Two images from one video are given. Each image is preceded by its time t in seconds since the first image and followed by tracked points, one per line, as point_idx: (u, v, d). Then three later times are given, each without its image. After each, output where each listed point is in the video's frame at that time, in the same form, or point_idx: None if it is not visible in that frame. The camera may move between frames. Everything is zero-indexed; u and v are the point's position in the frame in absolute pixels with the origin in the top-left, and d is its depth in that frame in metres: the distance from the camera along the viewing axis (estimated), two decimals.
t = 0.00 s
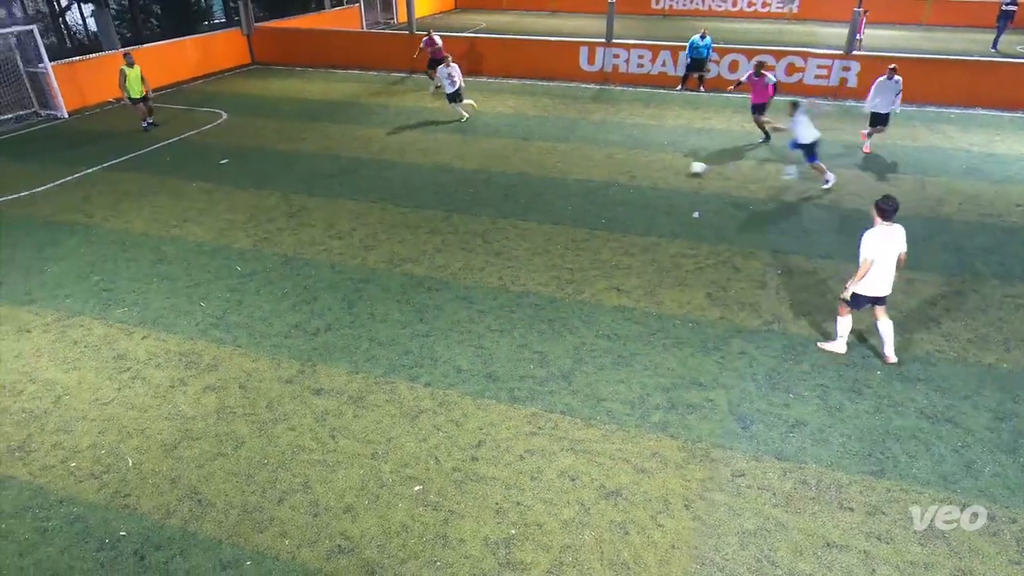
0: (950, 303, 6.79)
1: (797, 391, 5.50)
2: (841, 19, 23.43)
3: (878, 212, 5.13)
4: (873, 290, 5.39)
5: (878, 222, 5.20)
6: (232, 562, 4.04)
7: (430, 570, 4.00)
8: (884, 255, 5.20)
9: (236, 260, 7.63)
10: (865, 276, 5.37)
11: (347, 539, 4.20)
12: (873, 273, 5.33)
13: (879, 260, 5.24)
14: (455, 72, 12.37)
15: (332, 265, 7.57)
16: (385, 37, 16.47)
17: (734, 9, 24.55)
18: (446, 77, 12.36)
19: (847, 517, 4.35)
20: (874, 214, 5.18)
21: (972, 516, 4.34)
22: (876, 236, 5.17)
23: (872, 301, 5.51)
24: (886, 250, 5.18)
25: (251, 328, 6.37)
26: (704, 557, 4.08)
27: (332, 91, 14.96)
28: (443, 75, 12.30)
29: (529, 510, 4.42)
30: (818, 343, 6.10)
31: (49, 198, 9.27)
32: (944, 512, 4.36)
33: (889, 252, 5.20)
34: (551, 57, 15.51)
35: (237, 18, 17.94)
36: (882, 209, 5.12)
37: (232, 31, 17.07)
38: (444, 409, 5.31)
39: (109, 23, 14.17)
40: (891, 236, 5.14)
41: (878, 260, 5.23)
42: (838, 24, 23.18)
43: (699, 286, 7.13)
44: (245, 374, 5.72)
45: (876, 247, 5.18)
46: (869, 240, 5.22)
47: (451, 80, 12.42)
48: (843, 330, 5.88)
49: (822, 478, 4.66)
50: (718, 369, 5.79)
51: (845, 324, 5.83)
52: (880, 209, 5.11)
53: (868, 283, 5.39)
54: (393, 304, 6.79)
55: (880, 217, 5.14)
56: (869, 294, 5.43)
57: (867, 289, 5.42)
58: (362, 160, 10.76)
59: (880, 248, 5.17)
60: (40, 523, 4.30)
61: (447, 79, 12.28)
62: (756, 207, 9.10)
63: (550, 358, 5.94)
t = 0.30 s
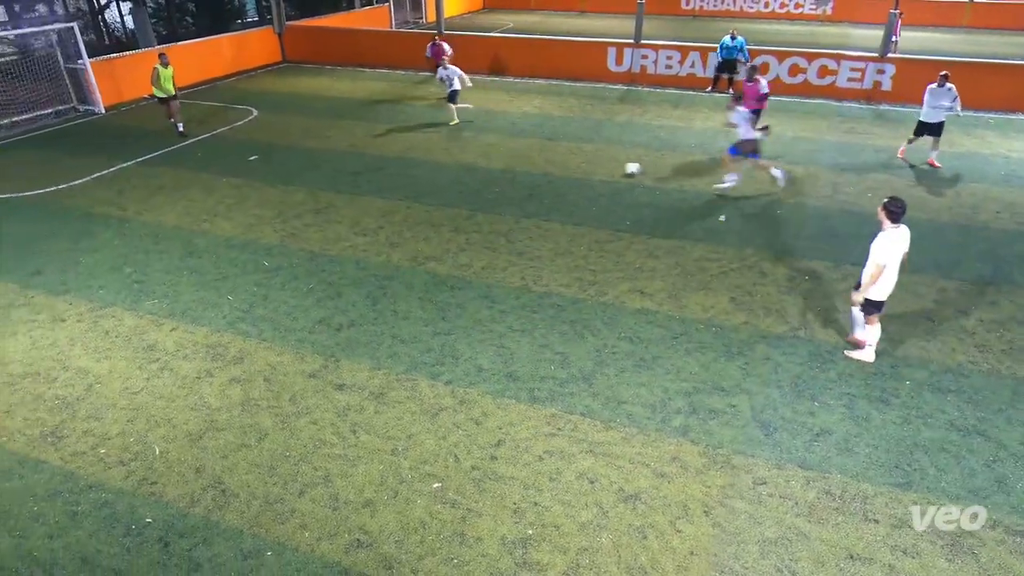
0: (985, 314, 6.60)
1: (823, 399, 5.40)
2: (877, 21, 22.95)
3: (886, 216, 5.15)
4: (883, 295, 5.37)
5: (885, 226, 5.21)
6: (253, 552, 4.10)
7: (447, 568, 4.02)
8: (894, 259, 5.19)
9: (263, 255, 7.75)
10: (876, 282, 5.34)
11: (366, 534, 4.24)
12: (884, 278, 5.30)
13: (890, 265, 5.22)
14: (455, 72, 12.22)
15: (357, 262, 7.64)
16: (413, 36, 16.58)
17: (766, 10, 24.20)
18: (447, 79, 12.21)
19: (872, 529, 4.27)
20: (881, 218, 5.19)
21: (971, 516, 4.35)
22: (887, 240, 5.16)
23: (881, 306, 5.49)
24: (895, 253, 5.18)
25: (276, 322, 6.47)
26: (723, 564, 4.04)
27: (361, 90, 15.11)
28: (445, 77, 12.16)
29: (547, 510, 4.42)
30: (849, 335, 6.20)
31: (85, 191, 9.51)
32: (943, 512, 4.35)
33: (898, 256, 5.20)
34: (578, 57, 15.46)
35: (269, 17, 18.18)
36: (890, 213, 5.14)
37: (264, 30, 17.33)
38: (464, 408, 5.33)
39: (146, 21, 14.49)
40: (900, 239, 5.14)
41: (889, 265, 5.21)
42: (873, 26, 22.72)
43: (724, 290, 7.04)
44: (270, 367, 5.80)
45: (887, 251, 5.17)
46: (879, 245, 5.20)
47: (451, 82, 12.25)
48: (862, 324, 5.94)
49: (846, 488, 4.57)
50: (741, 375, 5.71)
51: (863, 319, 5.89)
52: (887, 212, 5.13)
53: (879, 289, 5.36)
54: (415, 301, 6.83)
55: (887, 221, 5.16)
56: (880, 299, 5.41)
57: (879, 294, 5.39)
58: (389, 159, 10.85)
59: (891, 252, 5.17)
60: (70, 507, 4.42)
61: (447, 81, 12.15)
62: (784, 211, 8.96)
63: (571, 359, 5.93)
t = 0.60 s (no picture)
0: None
1: (857, 411, 5.27)
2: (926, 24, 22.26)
3: (894, 220, 5.17)
4: (889, 299, 5.39)
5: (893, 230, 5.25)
6: (280, 541, 4.18)
7: (469, 565, 4.04)
8: (901, 262, 5.21)
9: (298, 250, 7.89)
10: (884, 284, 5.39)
11: (390, 527, 4.28)
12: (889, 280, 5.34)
13: (895, 269, 5.26)
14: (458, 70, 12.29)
15: (389, 258, 7.73)
16: (450, 36, 16.66)
17: (809, 12, 23.67)
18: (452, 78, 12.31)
19: (905, 547, 4.14)
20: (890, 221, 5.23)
21: (971, 516, 4.35)
22: (892, 243, 5.21)
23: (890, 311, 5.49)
24: (900, 258, 5.20)
25: (309, 316, 6.58)
26: None
27: (398, 88, 15.27)
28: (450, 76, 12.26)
29: (570, 512, 4.40)
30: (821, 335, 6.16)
31: (130, 183, 9.82)
32: (944, 512, 4.35)
33: (902, 261, 5.21)
34: (615, 58, 15.35)
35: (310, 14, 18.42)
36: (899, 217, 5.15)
37: (304, 28, 17.63)
38: (490, 407, 5.34)
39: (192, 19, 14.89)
40: (906, 245, 5.16)
41: (893, 268, 5.25)
42: (922, 29, 22.03)
43: (757, 296, 6.92)
44: (301, 360, 5.91)
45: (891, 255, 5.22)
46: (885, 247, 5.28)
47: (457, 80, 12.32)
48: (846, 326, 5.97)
49: (879, 503, 4.45)
50: (773, 383, 5.60)
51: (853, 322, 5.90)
52: (895, 217, 5.15)
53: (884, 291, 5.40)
54: (445, 299, 6.87)
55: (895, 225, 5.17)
56: (887, 303, 5.43)
57: (885, 297, 5.41)
58: (423, 157, 10.94)
59: (895, 256, 5.21)
60: (108, 488, 4.57)
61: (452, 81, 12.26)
62: (822, 217, 8.76)
63: (599, 361, 5.90)
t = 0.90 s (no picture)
0: None
1: (900, 428, 5.09)
2: (988, 28, 21.35)
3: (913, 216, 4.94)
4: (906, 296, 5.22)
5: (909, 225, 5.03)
6: (311, 528, 4.27)
7: (495, 564, 4.05)
8: (918, 261, 5.03)
9: (338, 244, 8.03)
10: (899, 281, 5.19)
11: (418, 522, 4.32)
12: (905, 278, 5.14)
13: (913, 266, 5.06)
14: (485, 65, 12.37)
15: (426, 255, 7.80)
16: (495, 35, 16.72)
17: (863, 14, 22.96)
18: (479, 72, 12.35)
19: (946, 571, 3.99)
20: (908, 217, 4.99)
21: (971, 517, 4.34)
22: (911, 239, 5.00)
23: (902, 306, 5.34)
24: (919, 256, 5.00)
25: (346, 309, 6.69)
26: None
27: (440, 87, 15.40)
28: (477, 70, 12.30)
29: (598, 516, 4.37)
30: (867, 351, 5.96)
31: (180, 174, 10.15)
32: (944, 512, 4.36)
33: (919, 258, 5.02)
34: (659, 60, 15.17)
35: (357, 13, 18.70)
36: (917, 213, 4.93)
37: (351, 27, 17.94)
38: (522, 406, 5.35)
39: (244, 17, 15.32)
40: (924, 241, 4.96)
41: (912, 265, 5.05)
42: (984, 33, 21.14)
43: (799, 306, 6.75)
44: (337, 352, 6.01)
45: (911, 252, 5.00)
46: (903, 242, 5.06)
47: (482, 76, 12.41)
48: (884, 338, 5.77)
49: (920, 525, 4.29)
50: (812, 396, 5.45)
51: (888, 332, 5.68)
52: (914, 213, 4.92)
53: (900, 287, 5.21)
54: (481, 298, 6.90)
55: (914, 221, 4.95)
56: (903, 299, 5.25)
57: (899, 294, 5.24)
58: (463, 155, 11.01)
59: (914, 253, 5.00)
60: (150, 468, 4.74)
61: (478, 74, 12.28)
62: (870, 227, 8.49)
63: (632, 365, 5.84)
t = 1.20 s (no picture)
0: None
1: (951, 450, 4.88)
2: None
3: (942, 228, 4.93)
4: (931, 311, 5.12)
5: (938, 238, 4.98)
6: (345, 517, 4.35)
7: (524, 564, 4.04)
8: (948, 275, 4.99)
9: (382, 239, 8.15)
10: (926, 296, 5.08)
11: (449, 517, 4.36)
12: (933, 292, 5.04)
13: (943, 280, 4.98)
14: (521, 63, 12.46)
15: (467, 253, 7.85)
16: (543, 35, 16.71)
17: (926, 18, 22.19)
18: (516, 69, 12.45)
19: None
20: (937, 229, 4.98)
21: (971, 516, 4.35)
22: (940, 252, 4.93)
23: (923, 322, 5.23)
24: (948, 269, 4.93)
25: (387, 304, 6.79)
26: None
27: (487, 86, 15.48)
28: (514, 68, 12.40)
29: (630, 523, 4.32)
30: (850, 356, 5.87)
31: (234, 167, 10.47)
32: (944, 512, 4.37)
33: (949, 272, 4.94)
34: (710, 62, 14.89)
35: (409, 12, 18.94)
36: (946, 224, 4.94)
37: (402, 25, 18.18)
38: (557, 408, 5.33)
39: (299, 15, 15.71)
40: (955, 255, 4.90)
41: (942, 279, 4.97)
42: None
43: (846, 318, 6.54)
44: (376, 346, 6.11)
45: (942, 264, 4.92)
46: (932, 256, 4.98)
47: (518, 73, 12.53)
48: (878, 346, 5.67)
49: (968, 552, 4.11)
50: (858, 412, 5.27)
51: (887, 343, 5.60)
52: (943, 225, 4.93)
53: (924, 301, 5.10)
54: (520, 297, 6.91)
55: (943, 233, 4.93)
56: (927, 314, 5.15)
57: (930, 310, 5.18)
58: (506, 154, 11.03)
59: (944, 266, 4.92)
60: (195, 450, 4.90)
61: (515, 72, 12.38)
62: (925, 238, 8.16)
63: (671, 372, 5.75)
